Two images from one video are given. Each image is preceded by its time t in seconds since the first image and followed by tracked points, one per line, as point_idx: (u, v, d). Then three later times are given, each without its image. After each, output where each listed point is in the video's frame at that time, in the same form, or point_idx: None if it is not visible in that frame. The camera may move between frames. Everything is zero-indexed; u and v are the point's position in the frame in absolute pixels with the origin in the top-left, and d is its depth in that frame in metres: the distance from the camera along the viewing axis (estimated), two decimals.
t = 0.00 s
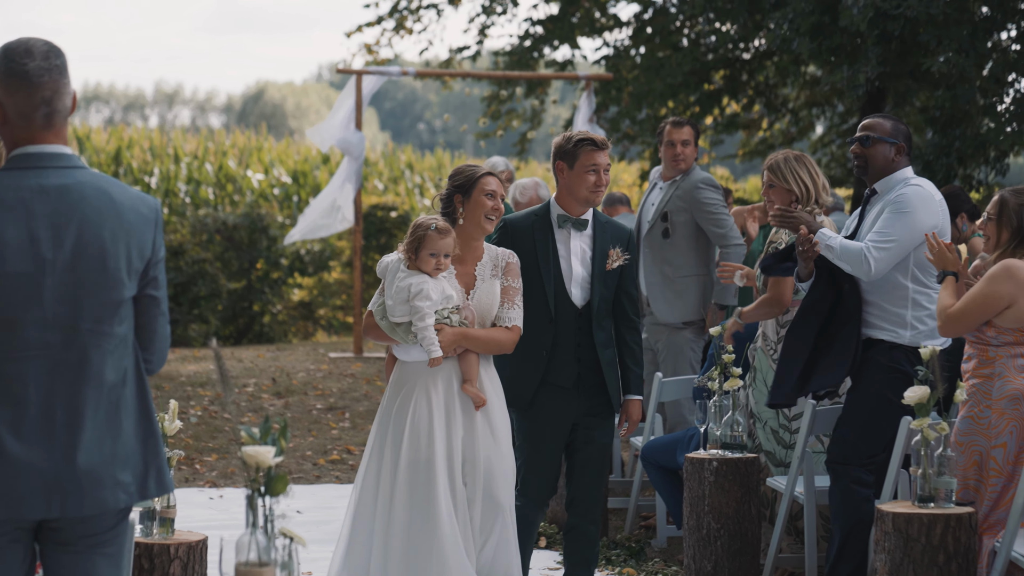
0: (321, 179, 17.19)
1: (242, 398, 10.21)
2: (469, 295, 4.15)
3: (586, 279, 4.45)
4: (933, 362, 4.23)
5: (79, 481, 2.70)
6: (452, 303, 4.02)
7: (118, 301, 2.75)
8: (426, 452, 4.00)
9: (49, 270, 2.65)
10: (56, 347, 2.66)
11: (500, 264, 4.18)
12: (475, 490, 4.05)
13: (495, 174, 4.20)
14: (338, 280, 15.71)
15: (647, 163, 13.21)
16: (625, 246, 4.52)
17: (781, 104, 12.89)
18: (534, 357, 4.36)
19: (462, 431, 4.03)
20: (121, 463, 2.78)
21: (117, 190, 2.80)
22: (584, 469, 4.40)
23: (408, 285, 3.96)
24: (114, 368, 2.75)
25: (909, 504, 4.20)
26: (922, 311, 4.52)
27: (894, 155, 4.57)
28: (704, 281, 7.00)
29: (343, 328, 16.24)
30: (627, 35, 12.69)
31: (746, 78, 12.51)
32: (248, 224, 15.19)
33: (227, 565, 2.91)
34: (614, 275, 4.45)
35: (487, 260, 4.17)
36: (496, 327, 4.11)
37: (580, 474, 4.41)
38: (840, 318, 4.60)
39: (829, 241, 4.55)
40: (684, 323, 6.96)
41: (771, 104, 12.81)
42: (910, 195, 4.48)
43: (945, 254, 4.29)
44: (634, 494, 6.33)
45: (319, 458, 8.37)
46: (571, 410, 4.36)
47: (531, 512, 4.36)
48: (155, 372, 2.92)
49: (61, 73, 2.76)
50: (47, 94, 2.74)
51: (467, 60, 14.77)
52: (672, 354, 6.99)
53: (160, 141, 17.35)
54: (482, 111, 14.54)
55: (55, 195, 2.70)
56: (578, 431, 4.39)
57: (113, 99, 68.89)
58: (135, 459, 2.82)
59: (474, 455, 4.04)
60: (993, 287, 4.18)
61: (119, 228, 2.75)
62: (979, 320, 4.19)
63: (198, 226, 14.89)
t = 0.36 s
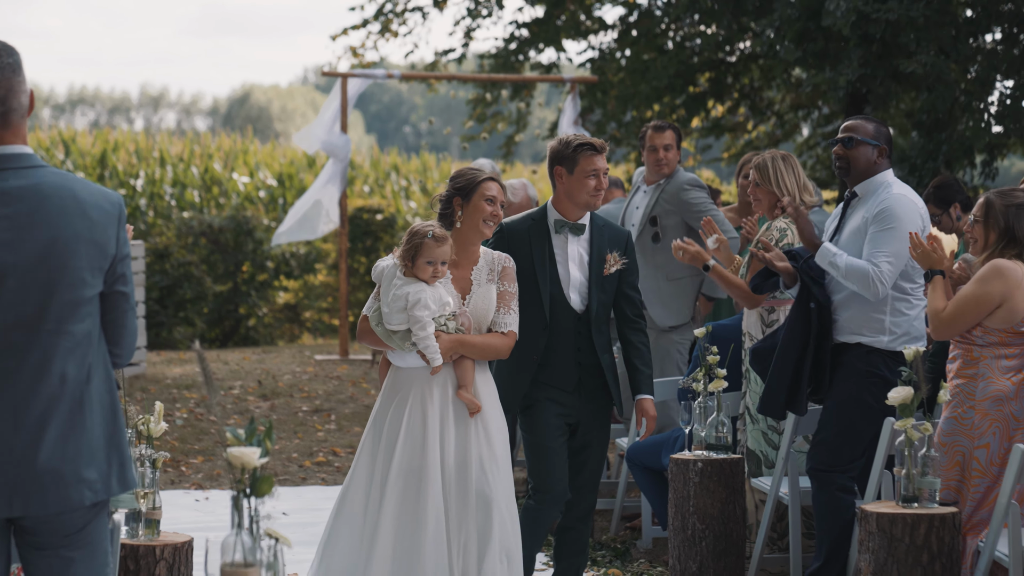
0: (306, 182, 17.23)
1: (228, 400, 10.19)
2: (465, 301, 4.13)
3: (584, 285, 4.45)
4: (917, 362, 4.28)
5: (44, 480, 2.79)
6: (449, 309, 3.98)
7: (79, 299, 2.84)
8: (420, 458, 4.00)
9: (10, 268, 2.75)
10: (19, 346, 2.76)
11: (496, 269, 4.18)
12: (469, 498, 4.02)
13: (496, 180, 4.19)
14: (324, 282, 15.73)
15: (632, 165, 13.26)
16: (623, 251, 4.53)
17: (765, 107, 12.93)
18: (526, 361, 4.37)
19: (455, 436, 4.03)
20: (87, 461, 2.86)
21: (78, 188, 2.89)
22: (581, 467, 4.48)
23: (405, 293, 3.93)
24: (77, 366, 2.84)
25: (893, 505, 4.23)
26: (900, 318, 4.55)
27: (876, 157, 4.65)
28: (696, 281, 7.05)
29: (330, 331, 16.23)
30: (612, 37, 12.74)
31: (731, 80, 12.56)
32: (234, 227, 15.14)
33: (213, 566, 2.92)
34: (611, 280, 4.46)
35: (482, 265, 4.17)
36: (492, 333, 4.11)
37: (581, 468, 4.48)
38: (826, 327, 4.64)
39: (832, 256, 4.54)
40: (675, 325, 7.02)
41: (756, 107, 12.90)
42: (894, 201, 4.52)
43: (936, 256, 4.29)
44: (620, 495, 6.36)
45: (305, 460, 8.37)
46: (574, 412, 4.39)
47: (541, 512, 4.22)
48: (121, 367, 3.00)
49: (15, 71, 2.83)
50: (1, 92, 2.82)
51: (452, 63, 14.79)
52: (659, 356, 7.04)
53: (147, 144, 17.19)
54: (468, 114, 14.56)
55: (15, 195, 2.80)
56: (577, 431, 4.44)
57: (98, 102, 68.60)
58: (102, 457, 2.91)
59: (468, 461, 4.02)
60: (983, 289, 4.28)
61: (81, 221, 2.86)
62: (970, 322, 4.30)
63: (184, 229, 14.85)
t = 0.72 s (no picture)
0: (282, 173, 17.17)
1: (202, 391, 10.15)
2: (458, 298, 4.08)
3: (569, 277, 4.42)
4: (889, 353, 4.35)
5: (10, 466, 3.08)
6: (441, 307, 3.96)
7: (37, 288, 3.11)
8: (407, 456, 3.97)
9: None
10: None
11: (488, 267, 4.11)
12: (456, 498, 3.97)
13: (491, 178, 4.14)
14: (299, 274, 15.82)
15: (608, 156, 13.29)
16: (608, 241, 4.49)
17: (740, 98, 12.91)
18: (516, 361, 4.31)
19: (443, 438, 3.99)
20: (49, 453, 3.14)
21: (37, 180, 3.15)
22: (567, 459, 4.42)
23: (397, 290, 3.89)
24: (37, 357, 3.12)
25: (866, 494, 4.29)
26: (862, 311, 4.59)
27: (842, 150, 4.70)
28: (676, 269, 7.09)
29: (305, 323, 16.19)
30: (587, 29, 12.77)
31: (705, 72, 12.62)
32: (209, 218, 15.06)
33: (187, 557, 2.91)
34: (596, 271, 4.41)
35: (475, 263, 4.10)
36: (485, 330, 4.05)
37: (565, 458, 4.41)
38: (791, 325, 4.67)
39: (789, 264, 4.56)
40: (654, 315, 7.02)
41: (731, 98, 12.88)
42: (856, 197, 4.55)
43: (905, 242, 4.51)
44: (594, 486, 6.40)
45: (280, 451, 8.36)
46: (557, 405, 4.35)
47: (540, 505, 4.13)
48: (88, 356, 3.27)
49: None
50: None
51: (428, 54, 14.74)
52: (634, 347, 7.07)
53: (122, 134, 17.03)
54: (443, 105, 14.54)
55: None
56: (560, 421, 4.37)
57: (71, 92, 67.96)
58: (65, 447, 3.18)
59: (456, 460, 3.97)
60: (960, 279, 4.36)
61: (42, 215, 3.11)
62: (944, 313, 4.36)
63: (158, 220, 14.76)
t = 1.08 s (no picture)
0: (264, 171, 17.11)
1: (185, 390, 10.10)
2: (460, 292, 4.01)
3: (562, 283, 4.19)
4: (869, 352, 4.40)
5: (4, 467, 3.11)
6: (444, 302, 3.90)
7: (26, 289, 3.12)
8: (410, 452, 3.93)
9: None
10: None
11: (490, 262, 4.04)
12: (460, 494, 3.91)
13: (495, 172, 4.02)
14: (282, 272, 15.76)
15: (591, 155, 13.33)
16: (601, 247, 4.26)
17: (723, 97, 12.91)
18: (509, 365, 4.13)
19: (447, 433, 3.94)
20: (41, 451, 3.17)
21: (24, 178, 3.14)
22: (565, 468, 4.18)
23: (400, 284, 3.84)
24: (27, 356, 3.14)
25: (846, 492, 4.33)
26: (832, 309, 4.60)
27: (811, 151, 4.70)
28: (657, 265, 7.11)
29: (288, 322, 16.15)
30: (569, 27, 12.81)
31: (688, 71, 12.66)
32: (192, 217, 15.00)
33: (169, 556, 2.91)
34: (589, 277, 4.18)
35: (477, 258, 4.03)
36: (488, 326, 3.95)
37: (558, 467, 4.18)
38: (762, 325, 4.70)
39: (757, 272, 4.60)
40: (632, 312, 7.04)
41: (714, 96, 12.86)
42: (823, 199, 4.53)
43: (887, 240, 4.65)
44: (577, 484, 6.41)
45: (263, 450, 8.34)
46: (548, 412, 4.13)
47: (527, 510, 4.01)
48: (78, 353, 3.28)
49: None
50: None
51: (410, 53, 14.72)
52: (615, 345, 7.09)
53: (104, 133, 16.91)
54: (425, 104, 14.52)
55: None
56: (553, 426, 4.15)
57: (53, 91, 67.56)
58: (57, 446, 3.21)
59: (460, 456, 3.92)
60: (939, 278, 4.41)
61: (25, 211, 3.11)
62: (923, 310, 4.42)
63: (141, 219, 14.70)
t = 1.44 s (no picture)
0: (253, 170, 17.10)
1: (174, 389, 10.09)
2: (461, 288, 3.94)
3: (557, 274, 4.08)
4: (855, 351, 4.44)
5: (10, 460, 3.21)
6: (447, 302, 3.84)
7: (26, 282, 3.23)
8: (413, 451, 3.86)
9: None
10: None
11: (491, 257, 3.97)
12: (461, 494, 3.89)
13: (497, 168, 3.91)
14: (271, 272, 15.75)
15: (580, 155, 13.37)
16: (599, 237, 4.14)
17: (712, 97, 12.98)
18: (503, 360, 4.05)
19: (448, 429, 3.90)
20: (45, 444, 3.27)
21: (21, 177, 3.27)
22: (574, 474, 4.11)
23: (405, 288, 3.77)
24: (28, 350, 3.25)
25: (832, 491, 4.36)
26: (814, 310, 4.64)
27: (794, 150, 4.74)
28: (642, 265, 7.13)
29: (277, 321, 16.13)
30: (558, 27, 12.85)
31: (677, 71, 12.70)
32: (181, 216, 14.98)
33: (158, 554, 2.92)
34: (585, 268, 4.08)
35: (477, 253, 3.95)
36: (489, 323, 3.90)
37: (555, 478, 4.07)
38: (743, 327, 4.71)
39: (746, 260, 4.57)
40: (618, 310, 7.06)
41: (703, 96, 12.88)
42: (809, 198, 4.56)
43: (867, 237, 4.60)
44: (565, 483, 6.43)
45: (251, 448, 8.33)
46: (545, 410, 4.04)
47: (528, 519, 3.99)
48: (72, 348, 3.41)
49: None
50: None
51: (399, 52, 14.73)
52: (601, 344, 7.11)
53: (93, 132, 16.88)
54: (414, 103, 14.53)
55: None
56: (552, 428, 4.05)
57: (41, 90, 67.29)
58: (58, 440, 3.32)
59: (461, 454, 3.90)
60: (925, 278, 4.45)
61: (24, 208, 3.23)
62: (910, 310, 4.44)
63: (130, 218, 14.67)
